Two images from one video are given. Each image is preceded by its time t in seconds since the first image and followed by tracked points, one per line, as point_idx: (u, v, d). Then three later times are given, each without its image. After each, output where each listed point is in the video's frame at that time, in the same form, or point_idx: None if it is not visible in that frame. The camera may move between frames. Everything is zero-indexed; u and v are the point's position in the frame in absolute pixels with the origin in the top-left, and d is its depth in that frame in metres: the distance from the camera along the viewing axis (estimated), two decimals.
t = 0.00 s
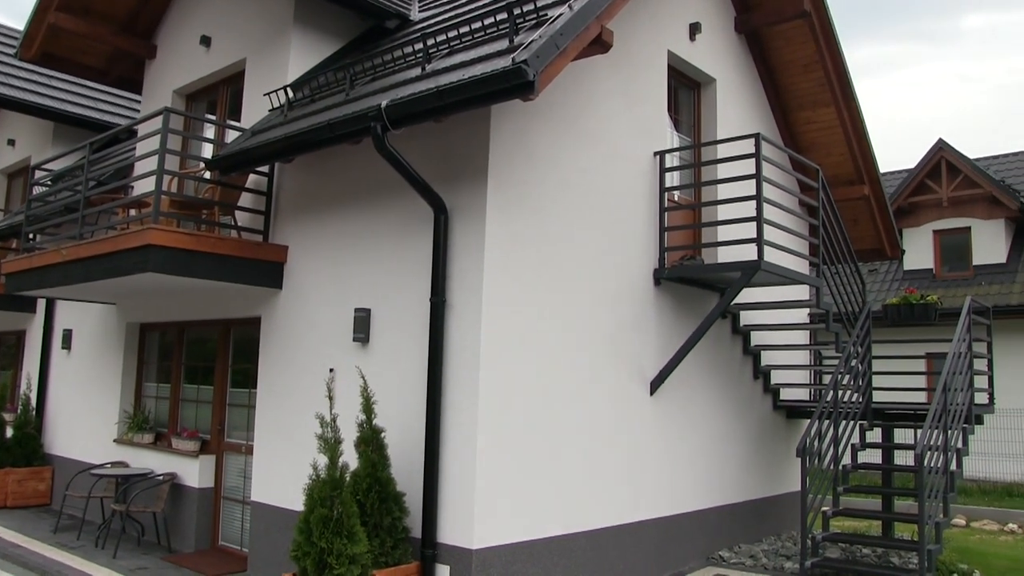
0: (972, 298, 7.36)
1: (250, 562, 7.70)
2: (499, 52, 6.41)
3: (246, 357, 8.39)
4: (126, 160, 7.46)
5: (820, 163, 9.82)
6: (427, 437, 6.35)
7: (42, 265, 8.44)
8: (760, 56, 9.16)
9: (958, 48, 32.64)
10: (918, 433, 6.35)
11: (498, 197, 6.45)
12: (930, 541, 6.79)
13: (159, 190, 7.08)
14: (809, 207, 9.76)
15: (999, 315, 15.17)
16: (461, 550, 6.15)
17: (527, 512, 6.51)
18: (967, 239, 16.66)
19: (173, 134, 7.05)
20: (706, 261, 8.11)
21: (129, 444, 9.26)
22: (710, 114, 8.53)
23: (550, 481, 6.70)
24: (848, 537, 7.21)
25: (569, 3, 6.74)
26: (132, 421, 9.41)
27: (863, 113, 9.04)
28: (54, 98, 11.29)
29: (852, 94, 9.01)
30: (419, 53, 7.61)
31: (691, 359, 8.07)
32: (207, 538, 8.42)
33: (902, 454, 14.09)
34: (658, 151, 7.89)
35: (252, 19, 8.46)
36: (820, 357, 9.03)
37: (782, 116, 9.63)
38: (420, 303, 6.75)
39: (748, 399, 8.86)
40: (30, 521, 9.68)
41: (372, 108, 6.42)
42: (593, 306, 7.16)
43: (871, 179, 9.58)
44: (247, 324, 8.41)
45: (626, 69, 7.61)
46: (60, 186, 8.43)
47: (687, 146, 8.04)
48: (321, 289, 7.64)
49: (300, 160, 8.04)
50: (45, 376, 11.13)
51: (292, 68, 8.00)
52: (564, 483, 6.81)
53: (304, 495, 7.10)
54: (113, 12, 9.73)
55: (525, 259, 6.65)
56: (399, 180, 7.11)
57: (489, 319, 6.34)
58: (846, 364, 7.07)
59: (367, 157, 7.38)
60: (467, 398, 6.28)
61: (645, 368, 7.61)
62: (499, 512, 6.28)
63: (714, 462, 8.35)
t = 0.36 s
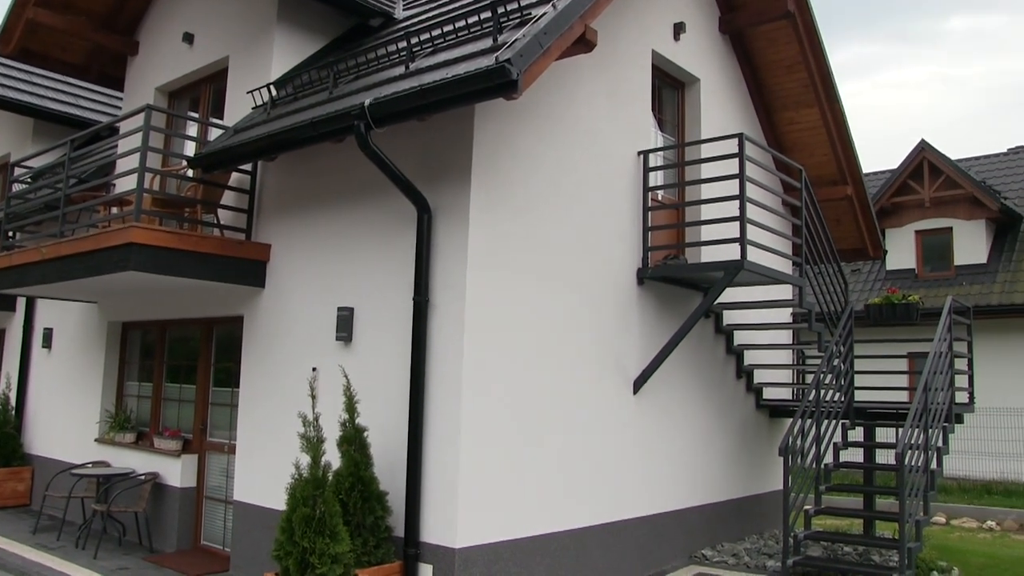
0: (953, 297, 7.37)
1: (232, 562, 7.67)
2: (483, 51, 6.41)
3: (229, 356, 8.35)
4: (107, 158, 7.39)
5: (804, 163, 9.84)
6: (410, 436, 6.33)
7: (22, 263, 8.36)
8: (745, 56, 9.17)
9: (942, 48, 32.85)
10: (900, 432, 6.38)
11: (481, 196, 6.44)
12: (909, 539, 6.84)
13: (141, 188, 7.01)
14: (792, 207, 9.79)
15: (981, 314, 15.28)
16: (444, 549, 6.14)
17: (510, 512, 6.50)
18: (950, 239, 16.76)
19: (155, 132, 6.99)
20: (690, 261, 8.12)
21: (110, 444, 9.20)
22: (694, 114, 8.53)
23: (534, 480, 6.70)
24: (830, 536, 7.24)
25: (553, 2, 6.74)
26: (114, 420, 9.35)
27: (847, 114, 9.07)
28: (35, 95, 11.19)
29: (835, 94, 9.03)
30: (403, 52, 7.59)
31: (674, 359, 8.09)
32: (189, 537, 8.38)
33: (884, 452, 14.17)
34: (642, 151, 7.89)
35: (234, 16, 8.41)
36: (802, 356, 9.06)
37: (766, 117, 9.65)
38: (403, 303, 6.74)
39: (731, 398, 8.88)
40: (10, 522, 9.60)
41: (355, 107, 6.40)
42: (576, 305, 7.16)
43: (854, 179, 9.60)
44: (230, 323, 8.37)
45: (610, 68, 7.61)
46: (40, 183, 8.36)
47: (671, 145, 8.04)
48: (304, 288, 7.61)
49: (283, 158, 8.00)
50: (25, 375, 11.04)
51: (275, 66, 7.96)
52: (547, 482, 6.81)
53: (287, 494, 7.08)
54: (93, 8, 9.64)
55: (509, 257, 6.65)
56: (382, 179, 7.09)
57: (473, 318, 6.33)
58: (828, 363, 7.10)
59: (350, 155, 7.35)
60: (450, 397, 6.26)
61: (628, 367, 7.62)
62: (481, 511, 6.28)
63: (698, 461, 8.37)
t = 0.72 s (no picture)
0: (935, 297, 7.39)
1: (214, 559, 7.63)
2: (469, 48, 6.39)
3: (212, 352, 8.30)
4: (89, 151, 7.31)
5: (789, 163, 9.88)
6: (393, 434, 6.32)
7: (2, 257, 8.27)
8: (730, 56, 9.19)
9: (925, 50, 33.06)
10: (881, 432, 6.43)
11: (467, 193, 6.42)
12: (890, 537, 6.91)
13: (124, 182, 6.93)
14: (777, 206, 9.83)
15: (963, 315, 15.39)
16: (427, 546, 6.14)
17: (493, 509, 6.50)
18: (932, 240, 16.84)
19: (138, 125, 6.92)
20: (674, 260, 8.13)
21: (91, 440, 9.13)
22: (680, 113, 8.54)
23: (517, 478, 6.71)
24: (812, 534, 7.29)
25: None
26: (95, 416, 9.27)
27: (832, 114, 9.11)
28: (16, 87, 11.07)
29: (821, 95, 9.08)
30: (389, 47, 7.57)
31: (658, 357, 8.10)
32: (171, 534, 8.33)
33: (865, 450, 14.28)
34: (627, 149, 7.89)
35: (219, 10, 8.34)
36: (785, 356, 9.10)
37: (751, 117, 9.67)
38: (388, 300, 6.72)
39: (714, 397, 8.92)
40: None
41: (340, 102, 6.37)
42: (560, 303, 7.16)
43: (839, 179, 9.66)
44: (213, 318, 8.31)
45: (596, 67, 7.61)
46: (21, 176, 8.26)
47: (656, 144, 8.04)
48: (288, 284, 7.57)
49: (267, 153, 7.95)
50: (5, 370, 10.93)
51: (260, 61, 7.91)
52: (530, 480, 6.81)
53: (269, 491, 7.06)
54: None
55: (494, 254, 6.64)
56: (367, 175, 7.05)
57: (457, 315, 6.32)
58: (812, 363, 7.12)
59: (336, 151, 7.32)
60: (433, 395, 6.25)
61: (612, 365, 7.63)
62: (465, 508, 6.27)
63: (681, 459, 8.40)
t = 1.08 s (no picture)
0: (898, 297, 7.50)
1: (177, 561, 7.48)
2: (442, 45, 6.38)
3: (175, 350, 8.15)
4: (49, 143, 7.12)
5: (755, 164, 10.01)
6: (362, 433, 6.27)
7: None
8: (701, 58, 9.29)
9: (882, 59, 33.74)
10: (845, 431, 6.56)
11: (438, 190, 6.40)
12: (853, 533, 7.04)
13: (85, 176, 6.77)
14: (745, 207, 9.95)
15: (924, 316, 15.75)
16: (394, 547, 6.09)
17: (462, 509, 6.48)
18: (894, 241, 17.22)
19: (102, 118, 6.77)
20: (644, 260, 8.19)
21: (46, 441, 8.90)
22: (649, 115, 8.61)
23: (486, 477, 6.70)
24: (777, 531, 7.40)
25: None
26: (50, 416, 9.04)
27: (799, 116, 9.26)
28: None
29: (788, 98, 9.22)
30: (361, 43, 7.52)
31: (627, 356, 8.15)
32: (129, 538, 8.16)
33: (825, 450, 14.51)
34: (597, 149, 7.93)
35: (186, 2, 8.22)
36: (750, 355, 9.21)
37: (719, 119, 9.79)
38: (357, 297, 6.66)
39: (681, 395, 8.99)
40: None
41: (311, 98, 6.31)
42: (530, 301, 7.17)
43: (805, 181, 9.80)
44: (177, 316, 8.17)
45: (567, 66, 7.64)
46: None
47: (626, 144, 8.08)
48: (254, 281, 7.47)
49: (235, 149, 7.85)
50: None
51: (229, 54, 7.80)
52: (499, 479, 6.81)
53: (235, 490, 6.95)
54: None
55: (465, 252, 6.63)
56: (336, 171, 7.00)
57: (427, 313, 6.29)
58: (778, 361, 7.23)
59: (306, 147, 7.25)
60: (402, 394, 6.21)
61: (581, 364, 7.65)
62: (433, 508, 6.24)
63: (648, 457, 8.46)
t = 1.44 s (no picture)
0: (825, 297, 7.59)
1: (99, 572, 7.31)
2: (371, 46, 6.32)
3: (99, 354, 7.96)
4: None
5: (685, 166, 10.08)
6: (291, 437, 6.18)
7: None
8: (632, 60, 9.34)
9: (815, 62, 34.34)
10: (774, 430, 6.66)
11: (367, 192, 6.33)
12: (782, 530, 7.12)
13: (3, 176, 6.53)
14: (675, 209, 10.00)
15: (851, 315, 15.97)
16: (326, 552, 6.02)
17: (393, 512, 6.42)
18: (820, 242, 17.44)
19: (20, 116, 6.52)
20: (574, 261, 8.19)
21: None
22: (581, 117, 8.63)
23: (418, 481, 6.66)
24: (708, 529, 7.47)
25: None
26: None
27: (727, 119, 9.35)
28: None
29: (717, 101, 9.31)
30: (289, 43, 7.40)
31: (558, 357, 8.16)
32: (50, 550, 7.96)
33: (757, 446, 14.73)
34: (528, 151, 7.92)
35: None
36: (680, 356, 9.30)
37: (650, 121, 9.84)
38: (285, 301, 6.56)
39: (612, 396, 9.04)
40: None
41: (237, 98, 6.19)
42: (460, 304, 7.14)
43: (733, 184, 9.89)
44: (101, 320, 7.98)
45: (498, 67, 7.61)
46: None
47: (557, 146, 8.08)
48: (181, 285, 7.33)
49: (160, 150, 7.68)
50: None
51: (153, 53, 7.63)
52: (430, 481, 6.76)
53: (160, 498, 6.82)
54: None
55: (394, 254, 6.57)
56: (265, 172, 6.88)
57: (357, 316, 6.22)
58: (708, 362, 7.29)
59: (233, 148, 7.12)
60: (333, 398, 6.14)
61: (512, 365, 7.64)
62: (365, 512, 6.18)
63: (581, 458, 8.50)
